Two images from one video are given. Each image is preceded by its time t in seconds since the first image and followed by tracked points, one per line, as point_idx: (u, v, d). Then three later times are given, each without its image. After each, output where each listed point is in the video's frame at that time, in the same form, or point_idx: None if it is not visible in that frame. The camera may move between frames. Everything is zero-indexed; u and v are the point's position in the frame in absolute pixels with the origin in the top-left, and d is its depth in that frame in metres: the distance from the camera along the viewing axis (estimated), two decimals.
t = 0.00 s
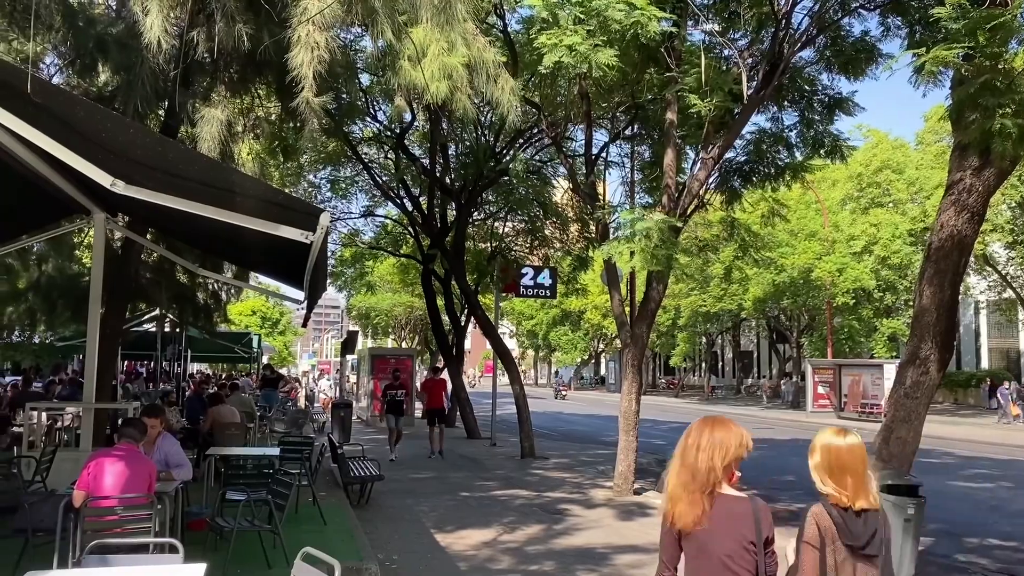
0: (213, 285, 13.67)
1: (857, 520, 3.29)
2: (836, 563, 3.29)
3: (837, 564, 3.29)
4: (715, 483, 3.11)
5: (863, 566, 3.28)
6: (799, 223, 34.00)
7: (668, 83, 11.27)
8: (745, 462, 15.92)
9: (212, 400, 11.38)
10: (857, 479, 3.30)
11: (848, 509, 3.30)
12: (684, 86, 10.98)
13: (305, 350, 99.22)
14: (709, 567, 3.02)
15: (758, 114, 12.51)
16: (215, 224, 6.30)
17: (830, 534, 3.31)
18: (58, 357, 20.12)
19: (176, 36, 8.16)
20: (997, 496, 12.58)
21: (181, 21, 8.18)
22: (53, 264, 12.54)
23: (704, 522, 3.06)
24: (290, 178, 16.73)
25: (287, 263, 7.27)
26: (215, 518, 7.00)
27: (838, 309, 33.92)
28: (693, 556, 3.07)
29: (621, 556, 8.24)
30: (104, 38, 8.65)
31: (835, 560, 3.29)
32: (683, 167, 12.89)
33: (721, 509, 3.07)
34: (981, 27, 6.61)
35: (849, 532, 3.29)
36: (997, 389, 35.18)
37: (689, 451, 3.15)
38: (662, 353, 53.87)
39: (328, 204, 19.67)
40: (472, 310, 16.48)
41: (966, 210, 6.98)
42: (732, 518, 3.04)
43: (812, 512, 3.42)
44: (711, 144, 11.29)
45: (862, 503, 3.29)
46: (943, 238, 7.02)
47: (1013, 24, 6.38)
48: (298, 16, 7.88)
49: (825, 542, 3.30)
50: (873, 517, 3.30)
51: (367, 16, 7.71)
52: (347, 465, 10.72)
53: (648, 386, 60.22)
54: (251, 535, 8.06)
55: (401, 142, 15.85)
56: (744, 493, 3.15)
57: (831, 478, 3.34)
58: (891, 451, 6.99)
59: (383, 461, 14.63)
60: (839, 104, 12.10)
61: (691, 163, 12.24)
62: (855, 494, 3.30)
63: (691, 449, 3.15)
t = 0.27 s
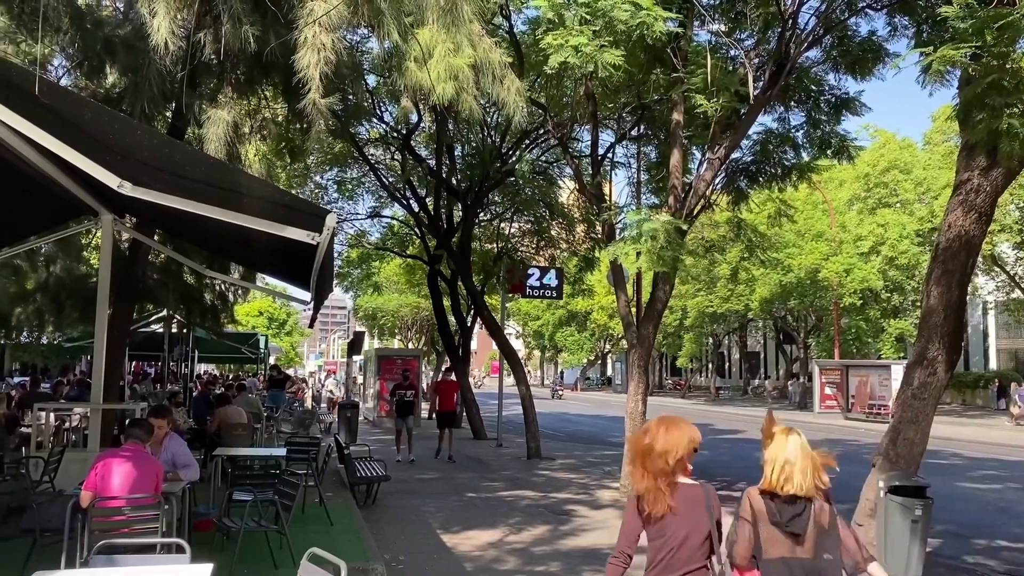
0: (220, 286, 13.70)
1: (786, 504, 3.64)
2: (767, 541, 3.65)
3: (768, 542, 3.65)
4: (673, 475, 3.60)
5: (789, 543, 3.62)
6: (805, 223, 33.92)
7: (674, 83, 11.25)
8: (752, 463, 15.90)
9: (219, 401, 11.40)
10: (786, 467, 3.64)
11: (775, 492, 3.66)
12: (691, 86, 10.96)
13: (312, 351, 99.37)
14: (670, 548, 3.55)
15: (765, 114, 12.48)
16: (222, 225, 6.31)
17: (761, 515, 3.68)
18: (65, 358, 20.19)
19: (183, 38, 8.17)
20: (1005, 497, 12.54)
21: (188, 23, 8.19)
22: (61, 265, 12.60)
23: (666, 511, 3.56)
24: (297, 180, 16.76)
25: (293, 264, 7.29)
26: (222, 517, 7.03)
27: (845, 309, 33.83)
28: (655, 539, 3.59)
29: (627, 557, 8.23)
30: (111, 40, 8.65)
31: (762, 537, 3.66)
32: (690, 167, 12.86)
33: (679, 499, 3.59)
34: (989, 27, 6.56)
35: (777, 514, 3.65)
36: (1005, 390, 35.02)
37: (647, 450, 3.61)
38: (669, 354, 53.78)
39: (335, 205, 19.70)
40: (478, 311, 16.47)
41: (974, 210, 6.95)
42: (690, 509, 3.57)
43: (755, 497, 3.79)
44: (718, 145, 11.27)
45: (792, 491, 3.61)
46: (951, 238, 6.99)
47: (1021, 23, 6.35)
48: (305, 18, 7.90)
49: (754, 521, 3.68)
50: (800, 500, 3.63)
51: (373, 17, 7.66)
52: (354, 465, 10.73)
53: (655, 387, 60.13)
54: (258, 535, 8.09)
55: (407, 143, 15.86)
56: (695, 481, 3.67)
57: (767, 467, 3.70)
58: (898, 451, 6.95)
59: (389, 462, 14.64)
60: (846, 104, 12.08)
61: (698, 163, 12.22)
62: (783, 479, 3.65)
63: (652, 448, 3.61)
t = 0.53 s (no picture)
0: (226, 287, 13.73)
1: (756, 476, 4.01)
2: (740, 511, 3.98)
3: (740, 513, 3.98)
4: (637, 449, 4.06)
5: (758, 512, 3.97)
6: (811, 224, 33.85)
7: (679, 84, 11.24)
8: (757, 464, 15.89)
9: (225, 401, 11.42)
10: (755, 442, 4.05)
11: (745, 466, 4.03)
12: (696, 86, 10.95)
13: (317, 352, 99.61)
14: (635, 512, 3.96)
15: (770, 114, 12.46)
16: (228, 226, 6.32)
17: (731, 486, 4.02)
18: (72, 358, 20.28)
19: (189, 40, 8.20)
20: (1012, 498, 12.50)
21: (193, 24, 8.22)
22: (68, 267, 12.67)
23: (631, 480, 4.01)
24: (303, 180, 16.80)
25: (299, 265, 7.30)
26: (227, 518, 7.05)
27: (851, 310, 33.78)
28: (621, 505, 4.02)
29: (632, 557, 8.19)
30: (118, 41, 8.71)
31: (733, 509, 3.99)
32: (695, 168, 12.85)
33: (643, 470, 4.03)
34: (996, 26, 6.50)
35: (748, 487, 3.99)
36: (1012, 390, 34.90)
37: (614, 426, 4.10)
38: (674, 355, 53.75)
39: (340, 206, 19.75)
40: (483, 312, 16.48)
41: (981, 210, 6.92)
42: (651, 477, 3.99)
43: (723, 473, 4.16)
44: (724, 145, 11.24)
45: (764, 462, 4.01)
46: (957, 239, 6.96)
47: None
48: (311, 18, 7.90)
49: (726, 494, 4.01)
50: (770, 472, 4.02)
51: (378, 18, 7.80)
52: (359, 465, 10.73)
53: (660, 388, 60.11)
54: (264, 535, 8.10)
55: (413, 144, 15.88)
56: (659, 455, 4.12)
57: (736, 442, 4.09)
58: (905, 453, 6.94)
59: (394, 462, 14.67)
60: (851, 104, 12.05)
61: (704, 163, 12.20)
62: (752, 454, 4.05)
63: (619, 424, 4.10)
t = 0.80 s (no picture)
0: (231, 287, 13.75)
1: (729, 479, 4.53)
2: (715, 512, 4.52)
3: (716, 513, 4.52)
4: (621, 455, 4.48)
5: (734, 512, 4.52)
6: (817, 224, 33.78)
7: (684, 84, 11.22)
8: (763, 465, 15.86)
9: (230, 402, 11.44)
10: (731, 450, 4.54)
11: (723, 471, 4.54)
12: (702, 86, 10.93)
13: (322, 352, 99.68)
14: (617, 513, 4.42)
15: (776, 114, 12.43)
16: (233, 227, 6.33)
17: (708, 488, 4.54)
18: (78, 359, 20.32)
19: (195, 41, 8.22)
20: (1019, 500, 12.46)
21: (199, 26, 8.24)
22: (74, 268, 12.70)
23: (616, 484, 4.45)
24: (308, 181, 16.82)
25: (304, 266, 7.31)
26: (233, 518, 7.06)
27: (857, 311, 33.71)
28: (606, 507, 4.46)
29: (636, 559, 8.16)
30: (123, 43, 8.72)
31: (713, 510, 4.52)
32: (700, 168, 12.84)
33: (627, 474, 4.46)
34: (1002, 26, 6.45)
35: (725, 491, 4.52)
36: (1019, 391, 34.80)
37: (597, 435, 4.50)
38: (679, 356, 53.66)
39: (345, 207, 19.78)
40: (488, 313, 16.46)
41: (987, 210, 6.91)
42: (630, 483, 4.42)
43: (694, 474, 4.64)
44: (729, 145, 11.22)
45: (734, 467, 4.52)
46: (963, 239, 6.94)
47: None
48: (316, 19, 7.92)
49: (705, 496, 4.52)
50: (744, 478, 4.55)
51: (383, 19, 7.69)
52: (364, 466, 10.74)
53: (665, 389, 60.00)
54: (270, 536, 8.12)
55: (418, 145, 15.89)
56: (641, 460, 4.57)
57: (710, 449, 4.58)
58: (910, 454, 6.92)
59: (399, 463, 14.69)
60: (857, 104, 12.02)
61: (709, 163, 12.19)
62: (727, 460, 4.54)
63: (605, 436, 4.50)
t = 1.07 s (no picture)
0: (236, 288, 13.78)
1: (698, 458, 4.88)
2: (685, 488, 4.89)
3: (685, 489, 4.89)
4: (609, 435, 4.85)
5: (702, 490, 4.86)
6: (822, 224, 33.72)
7: (688, 85, 11.22)
8: (768, 466, 15.84)
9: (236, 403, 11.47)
10: (697, 431, 4.88)
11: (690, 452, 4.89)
12: (706, 87, 10.93)
13: (326, 353, 99.80)
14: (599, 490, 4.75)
15: (781, 115, 12.41)
16: (238, 228, 6.35)
17: (678, 466, 4.89)
18: (84, 360, 20.38)
19: (200, 42, 8.24)
20: None
21: (204, 27, 8.26)
22: (80, 268, 12.74)
23: (604, 462, 4.76)
24: (313, 182, 16.86)
25: (309, 267, 7.33)
26: (238, 519, 7.08)
27: (862, 311, 33.64)
28: (596, 483, 4.77)
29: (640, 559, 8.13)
30: (129, 44, 8.75)
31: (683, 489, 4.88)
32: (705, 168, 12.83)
33: (616, 453, 4.80)
34: (1007, 26, 6.43)
35: (694, 469, 4.87)
36: None
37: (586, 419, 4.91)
38: (684, 356, 53.60)
39: (350, 207, 19.82)
40: (493, 313, 16.46)
41: (993, 210, 6.89)
42: (623, 460, 4.77)
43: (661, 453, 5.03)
44: (734, 145, 11.21)
45: (703, 446, 4.87)
46: (969, 239, 6.92)
47: None
48: (320, 21, 7.94)
49: (675, 475, 4.90)
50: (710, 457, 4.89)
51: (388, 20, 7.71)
52: (369, 466, 10.75)
53: (670, 389, 59.92)
54: (275, 536, 8.14)
55: (422, 146, 15.91)
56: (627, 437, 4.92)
57: (681, 431, 4.93)
58: (916, 454, 6.89)
59: (404, 463, 14.71)
60: (862, 104, 12.00)
61: (713, 164, 12.18)
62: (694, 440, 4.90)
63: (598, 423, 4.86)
